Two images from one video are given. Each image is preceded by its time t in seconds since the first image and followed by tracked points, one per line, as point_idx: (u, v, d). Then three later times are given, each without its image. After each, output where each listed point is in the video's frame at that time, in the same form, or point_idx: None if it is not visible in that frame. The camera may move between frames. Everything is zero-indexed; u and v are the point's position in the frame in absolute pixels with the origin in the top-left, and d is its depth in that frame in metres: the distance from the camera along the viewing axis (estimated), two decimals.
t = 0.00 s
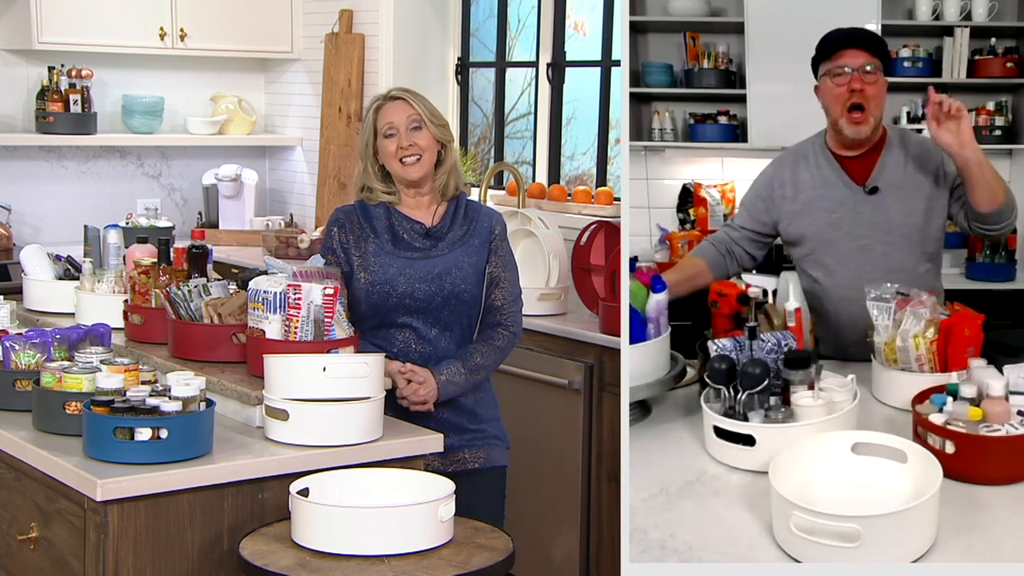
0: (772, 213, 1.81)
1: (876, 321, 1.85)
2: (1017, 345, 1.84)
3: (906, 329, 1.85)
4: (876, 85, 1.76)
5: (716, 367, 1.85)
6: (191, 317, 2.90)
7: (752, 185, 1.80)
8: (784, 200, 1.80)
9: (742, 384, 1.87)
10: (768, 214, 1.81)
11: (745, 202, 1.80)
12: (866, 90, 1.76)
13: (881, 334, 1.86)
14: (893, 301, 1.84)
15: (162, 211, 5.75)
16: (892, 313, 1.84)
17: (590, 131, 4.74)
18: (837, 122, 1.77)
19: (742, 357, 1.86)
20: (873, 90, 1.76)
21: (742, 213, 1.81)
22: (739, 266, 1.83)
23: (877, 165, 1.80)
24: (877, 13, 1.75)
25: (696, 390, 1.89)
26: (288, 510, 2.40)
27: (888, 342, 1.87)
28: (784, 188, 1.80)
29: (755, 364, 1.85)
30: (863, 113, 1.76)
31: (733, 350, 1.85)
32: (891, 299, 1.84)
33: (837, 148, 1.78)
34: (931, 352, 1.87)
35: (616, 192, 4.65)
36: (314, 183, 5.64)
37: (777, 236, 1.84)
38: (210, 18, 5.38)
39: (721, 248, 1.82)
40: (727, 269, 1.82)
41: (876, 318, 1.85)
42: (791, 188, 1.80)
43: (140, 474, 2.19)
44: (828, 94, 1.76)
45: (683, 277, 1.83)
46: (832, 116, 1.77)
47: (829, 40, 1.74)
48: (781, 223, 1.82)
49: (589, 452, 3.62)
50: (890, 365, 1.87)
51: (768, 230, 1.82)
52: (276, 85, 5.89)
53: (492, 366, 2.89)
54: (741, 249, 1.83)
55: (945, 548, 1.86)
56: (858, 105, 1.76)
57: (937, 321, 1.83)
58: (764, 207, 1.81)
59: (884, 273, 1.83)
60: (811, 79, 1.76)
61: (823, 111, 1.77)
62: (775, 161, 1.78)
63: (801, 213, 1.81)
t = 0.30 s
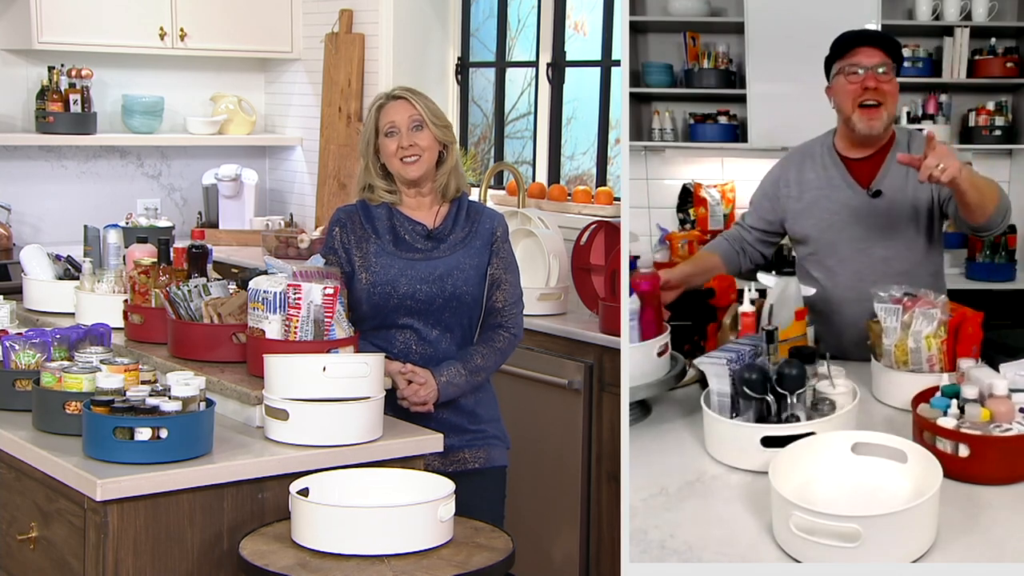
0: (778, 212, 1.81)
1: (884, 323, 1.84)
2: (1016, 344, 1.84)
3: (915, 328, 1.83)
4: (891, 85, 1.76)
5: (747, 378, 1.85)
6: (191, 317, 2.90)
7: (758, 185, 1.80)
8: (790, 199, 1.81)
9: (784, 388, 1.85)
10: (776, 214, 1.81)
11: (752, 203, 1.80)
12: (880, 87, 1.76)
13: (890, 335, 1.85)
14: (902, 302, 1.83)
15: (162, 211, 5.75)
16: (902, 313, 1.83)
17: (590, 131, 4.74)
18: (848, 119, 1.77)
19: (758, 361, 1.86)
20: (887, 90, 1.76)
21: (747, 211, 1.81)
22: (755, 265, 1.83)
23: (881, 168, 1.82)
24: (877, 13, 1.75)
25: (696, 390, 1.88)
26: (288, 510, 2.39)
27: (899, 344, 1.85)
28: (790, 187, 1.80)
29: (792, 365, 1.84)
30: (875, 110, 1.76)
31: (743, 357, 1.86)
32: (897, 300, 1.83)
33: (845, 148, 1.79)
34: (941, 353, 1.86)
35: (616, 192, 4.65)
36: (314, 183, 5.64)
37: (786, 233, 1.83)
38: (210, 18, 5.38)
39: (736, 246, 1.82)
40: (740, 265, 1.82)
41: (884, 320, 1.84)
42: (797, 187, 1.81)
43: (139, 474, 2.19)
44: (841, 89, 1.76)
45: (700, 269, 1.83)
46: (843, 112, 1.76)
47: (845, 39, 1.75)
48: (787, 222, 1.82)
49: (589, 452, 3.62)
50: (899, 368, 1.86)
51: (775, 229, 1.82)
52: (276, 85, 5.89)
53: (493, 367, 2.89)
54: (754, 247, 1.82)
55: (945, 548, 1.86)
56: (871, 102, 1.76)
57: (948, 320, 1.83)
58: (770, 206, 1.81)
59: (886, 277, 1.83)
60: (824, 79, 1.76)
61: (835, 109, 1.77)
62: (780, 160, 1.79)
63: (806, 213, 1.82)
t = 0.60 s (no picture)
0: (782, 212, 1.81)
1: (889, 323, 1.85)
2: (1016, 344, 1.84)
3: (920, 330, 1.84)
4: (896, 86, 1.76)
5: (794, 380, 1.85)
6: (191, 317, 2.90)
7: (761, 184, 1.80)
8: (794, 199, 1.81)
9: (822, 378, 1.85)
10: (778, 213, 1.81)
11: (756, 202, 1.81)
12: (884, 90, 1.76)
13: (896, 337, 1.86)
14: (907, 303, 1.83)
15: (162, 211, 5.75)
16: (907, 314, 1.83)
17: (590, 132, 4.74)
18: (852, 121, 1.77)
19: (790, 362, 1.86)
20: (891, 92, 1.76)
21: (747, 209, 1.81)
22: (744, 263, 1.83)
23: (885, 169, 1.81)
24: (877, 12, 1.76)
25: (697, 390, 1.89)
26: (288, 510, 2.40)
27: (906, 345, 1.86)
28: (795, 187, 1.80)
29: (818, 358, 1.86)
30: (878, 111, 1.76)
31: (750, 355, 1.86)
32: (903, 300, 1.83)
33: (847, 149, 1.78)
34: (945, 353, 1.87)
35: (616, 192, 4.65)
36: (314, 183, 5.64)
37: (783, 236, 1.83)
38: (210, 18, 5.38)
39: (725, 243, 1.82)
40: (729, 263, 1.82)
41: (890, 320, 1.85)
42: (801, 188, 1.80)
43: (140, 474, 2.19)
44: (846, 89, 1.76)
45: (683, 272, 1.84)
46: (847, 115, 1.76)
47: (850, 38, 1.75)
48: (790, 223, 1.82)
49: (589, 452, 3.63)
50: (905, 369, 1.87)
51: (775, 230, 1.82)
52: (277, 85, 5.89)
53: (494, 367, 2.89)
54: (744, 242, 1.82)
55: (945, 548, 1.86)
56: (876, 103, 1.76)
57: (954, 318, 1.82)
58: (774, 205, 1.81)
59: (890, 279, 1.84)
60: (828, 77, 1.77)
61: (838, 109, 1.77)
62: (782, 160, 1.79)
63: (810, 214, 1.82)
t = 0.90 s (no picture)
0: (783, 212, 1.82)
1: (890, 323, 1.85)
2: (1016, 343, 1.84)
3: (923, 330, 1.84)
4: (894, 86, 1.78)
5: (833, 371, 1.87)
6: (191, 317, 2.90)
7: (762, 184, 1.81)
8: (796, 199, 1.81)
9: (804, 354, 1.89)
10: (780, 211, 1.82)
11: (757, 202, 1.81)
12: (878, 90, 1.77)
13: (898, 337, 1.86)
14: (909, 303, 1.83)
15: (162, 211, 5.75)
16: (909, 313, 1.83)
17: (590, 132, 4.74)
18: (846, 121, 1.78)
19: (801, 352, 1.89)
20: (888, 91, 1.78)
21: (747, 208, 1.81)
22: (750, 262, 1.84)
23: (891, 167, 1.80)
24: (877, 12, 1.76)
25: (697, 390, 1.91)
26: (288, 510, 2.40)
27: (908, 345, 1.87)
28: (797, 186, 1.81)
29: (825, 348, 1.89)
30: (870, 116, 1.78)
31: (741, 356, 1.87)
32: (903, 300, 1.83)
33: (850, 148, 1.79)
34: (947, 352, 1.87)
35: (616, 192, 4.65)
36: (314, 183, 5.64)
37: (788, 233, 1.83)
38: (210, 18, 5.38)
39: (732, 243, 1.82)
40: (735, 263, 1.84)
41: (890, 321, 1.85)
42: (804, 187, 1.81)
43: (140, 474, 2.19)
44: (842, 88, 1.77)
45: (693, 268, 1.83)
46: (844, 114, 1.78)
47: (851, 38, 1.75)
48: (793, 222, 1.83)
49: (589, 452, 3.63)
50: (908, 369, 1.88)
51: (778, 228, 1.83)
52: (277, 85, 5.89)
53: (494, 367, 2.89)
54: (751, 244, 1.83)
55: (945, 548, 1.86)
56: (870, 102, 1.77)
57: (956, 320, 1.82)
58: (776, 204, 1.81)
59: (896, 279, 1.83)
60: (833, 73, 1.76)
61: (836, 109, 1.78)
62: (782, 159, 1.79)
63: (814, 213, 1.82)
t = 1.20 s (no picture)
0: (786, 210, 1.81)
1: (890, 323, 1.85)
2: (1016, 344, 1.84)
3: (923, 331, 1.84)
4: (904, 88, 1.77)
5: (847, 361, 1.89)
6: (191, 317, 2.90)
7: (767, 185, 1.80)
8: (799, 198, 1.81)
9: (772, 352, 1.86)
10: (782, 209, 1.81)
11: (759, 201, 1.81)
12: (891, 94, 1.77)
13: (898, 337, 1.85)
14: (909, 303, 1.83)
15: (162, 211, 5.75)
16: (908, 313, 1.83)
17: (590, 131, 4.74)
18: (855, 122, 1.78)
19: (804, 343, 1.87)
20: (898, 96, 1.77)
21: (747, 209, 1.81)
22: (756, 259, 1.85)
23: (894, 168, 1.81)
24: (877, 12, 1.76)
25: (697, 391, 1.89)
26: (288, 511, 2.39)
27: (908, 345, 1.86)
28: (799, 186, 1.80)
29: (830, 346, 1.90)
30: (883, 116, 1.77)
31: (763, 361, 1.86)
32: (903, 300, 1.83)
33: (854, 147, 1.79)
34: (948, 351, 1.86)
35: (616, 192, 4.64)
36: (314, 183, 5.64)
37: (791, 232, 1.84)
38: (210, 18, 5.38)
39: (739, 237, 1.82)
40: (740, 258, 1.83)
41: (890, 321, 1.84)
42: (807, 186, 1.81)
43: (140, 474, 2.19)
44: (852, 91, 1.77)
45: (699, 254, 1.82)
46: (851, 116, 1.78)
47: (856, 39, 1.75)
48: (796, 220, 1.82)
49: (589, 452, 3.62)
50: (908, 370, 1.87)
51: (783, 226, 1.82)
52: (277, 85, 5.89)
53: (493, 367, 2.89)
54: (759, 243, 1.84)
55: (945, 548, 1.86)
56: (882, 105, 1.77)
57: (957, 320, 1.82)
58: (778, 203, 1.81)
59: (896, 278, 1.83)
60: (836, 74, 1.77)
61: (841, 110, 1.78)
62: (783, 159, 1.79)
63: (817, 212, 1.82)
